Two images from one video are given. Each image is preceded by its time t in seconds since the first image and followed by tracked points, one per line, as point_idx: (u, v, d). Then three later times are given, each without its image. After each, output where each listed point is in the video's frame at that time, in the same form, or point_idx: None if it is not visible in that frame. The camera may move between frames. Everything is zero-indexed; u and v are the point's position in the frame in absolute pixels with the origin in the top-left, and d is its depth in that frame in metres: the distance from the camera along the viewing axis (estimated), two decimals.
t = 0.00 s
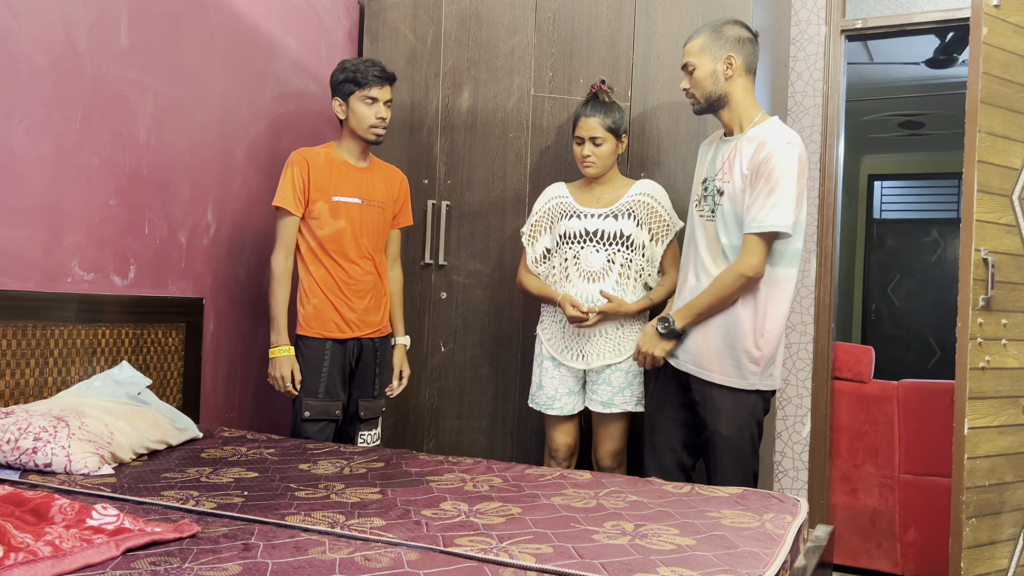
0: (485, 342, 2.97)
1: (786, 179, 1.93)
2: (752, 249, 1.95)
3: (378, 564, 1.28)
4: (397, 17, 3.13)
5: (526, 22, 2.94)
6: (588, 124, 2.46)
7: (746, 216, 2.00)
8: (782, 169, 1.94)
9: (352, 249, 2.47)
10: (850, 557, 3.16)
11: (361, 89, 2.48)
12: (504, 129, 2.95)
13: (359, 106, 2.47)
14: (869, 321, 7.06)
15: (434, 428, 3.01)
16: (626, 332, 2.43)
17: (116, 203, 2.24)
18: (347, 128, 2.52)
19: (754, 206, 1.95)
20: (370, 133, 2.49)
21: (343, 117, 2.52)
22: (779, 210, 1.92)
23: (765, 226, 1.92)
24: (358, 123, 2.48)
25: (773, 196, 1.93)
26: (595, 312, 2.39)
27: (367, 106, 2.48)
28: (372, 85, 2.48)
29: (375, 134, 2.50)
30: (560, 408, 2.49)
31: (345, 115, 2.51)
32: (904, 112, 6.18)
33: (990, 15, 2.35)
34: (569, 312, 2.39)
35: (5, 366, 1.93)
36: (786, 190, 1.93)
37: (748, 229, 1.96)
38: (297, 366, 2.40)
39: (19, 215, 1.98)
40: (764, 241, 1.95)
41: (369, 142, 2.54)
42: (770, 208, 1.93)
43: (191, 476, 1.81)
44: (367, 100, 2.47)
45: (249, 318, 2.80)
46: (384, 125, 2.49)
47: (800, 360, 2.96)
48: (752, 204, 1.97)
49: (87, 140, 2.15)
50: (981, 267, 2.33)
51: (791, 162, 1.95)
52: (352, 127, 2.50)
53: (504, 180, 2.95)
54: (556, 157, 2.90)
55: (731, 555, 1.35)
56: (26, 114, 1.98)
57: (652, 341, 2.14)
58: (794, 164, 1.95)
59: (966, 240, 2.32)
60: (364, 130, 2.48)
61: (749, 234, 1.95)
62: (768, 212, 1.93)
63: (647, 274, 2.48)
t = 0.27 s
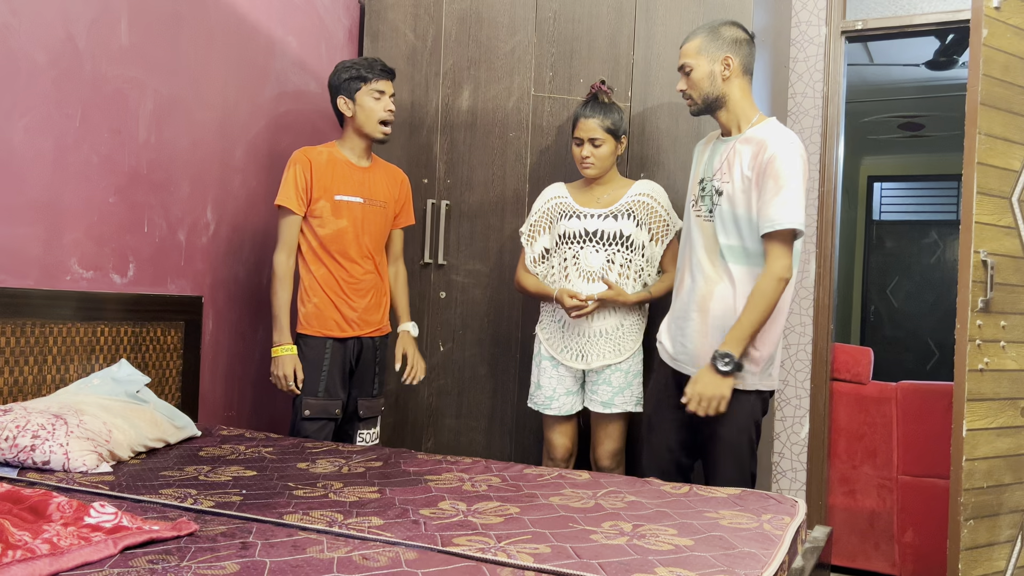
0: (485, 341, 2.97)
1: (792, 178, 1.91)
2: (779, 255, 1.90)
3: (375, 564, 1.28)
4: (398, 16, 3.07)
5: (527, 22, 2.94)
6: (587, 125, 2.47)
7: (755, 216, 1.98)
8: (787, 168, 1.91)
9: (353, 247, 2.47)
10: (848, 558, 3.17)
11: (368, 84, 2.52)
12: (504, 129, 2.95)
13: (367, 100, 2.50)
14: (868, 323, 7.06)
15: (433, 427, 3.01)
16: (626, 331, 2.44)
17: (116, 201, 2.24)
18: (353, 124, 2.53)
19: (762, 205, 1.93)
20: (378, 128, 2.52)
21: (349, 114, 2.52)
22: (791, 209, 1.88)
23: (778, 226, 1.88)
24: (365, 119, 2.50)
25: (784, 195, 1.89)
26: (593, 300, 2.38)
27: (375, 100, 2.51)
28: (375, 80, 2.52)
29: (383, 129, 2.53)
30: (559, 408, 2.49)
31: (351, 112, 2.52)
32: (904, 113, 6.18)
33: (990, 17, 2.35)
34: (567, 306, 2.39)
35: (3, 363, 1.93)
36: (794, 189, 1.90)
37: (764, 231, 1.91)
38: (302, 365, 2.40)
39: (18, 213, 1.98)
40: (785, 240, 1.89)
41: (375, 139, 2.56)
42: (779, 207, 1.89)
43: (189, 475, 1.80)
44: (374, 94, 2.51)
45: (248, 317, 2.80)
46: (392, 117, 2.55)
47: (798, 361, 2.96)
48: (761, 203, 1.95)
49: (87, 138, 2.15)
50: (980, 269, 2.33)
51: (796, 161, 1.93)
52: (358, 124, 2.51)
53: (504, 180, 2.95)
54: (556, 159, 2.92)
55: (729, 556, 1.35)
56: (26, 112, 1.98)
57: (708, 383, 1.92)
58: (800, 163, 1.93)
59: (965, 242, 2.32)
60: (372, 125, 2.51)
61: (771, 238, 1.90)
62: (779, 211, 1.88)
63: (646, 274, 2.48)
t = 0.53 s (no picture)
0: (483, 341, 2.97)
1: (794, 179, 1.90)
2: (801, 255, 1.88)
3: (373, 563, 1.28)
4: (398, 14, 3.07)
5: (527, 22, 2.93)
6: (587, 126, 2.47)
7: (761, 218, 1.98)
8: (790, 170, 1.91)
9: (352, 246, 2.47)
10: (845, 560, 3.16)
11: (381, 87, 2.53)
12: (504, 129, 2.95)
13: (379, 102, 2.51)
14: (866, 325, 7.06)
15: (431, 427, 3.01)
16: (626, 332, 2.44)
17: (115, 198, 2.24)
18: (360, 123, 2.53)
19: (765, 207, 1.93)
20: (388, 129, 2.53)
21: (359, 113, 2.51)
22: (796, 210, 1.88)
23: (786, 225, 1.87)
24: (377, 119, 2.51)
25: (787, 196, 1.89)
26: (593, 293, 2.37)
27: (387, 103, 2.52)
28: (389, 83, 2.53)
29: (393, 130, 2.54)
30: (558, 408, 2.49)
31: (362, 112, 2.51)
32: (903, 116, 6.19)
33: (990, 20, 2.35)
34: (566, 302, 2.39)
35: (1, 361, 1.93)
36: (797, 190, 1.89)
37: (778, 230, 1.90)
38: (303, 363, 2.39)
39: (18, 210, 1.98)
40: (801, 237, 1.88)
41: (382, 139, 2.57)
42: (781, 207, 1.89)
43: (187, 473, 1.80)
44: (386, 97, 2.52)
45: (247, 315, 2.79)
46: (402, 122, 2.56)
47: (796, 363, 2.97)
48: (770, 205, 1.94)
49: (86, 136, 2.15)
50: (979, 272, 2.33)
51: (799, 162, 1.92)
52: (369, 123, 2.52)
53: (503, 180, 2.95)
54: (555, 158, 2.92)
55: (727, 557, 1.35)
56: (26, 109, 1.98)
57: (788, 402, 1.88)
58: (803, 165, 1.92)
59: (964, 245, 2.32)
60: (383, 125, 2.52)
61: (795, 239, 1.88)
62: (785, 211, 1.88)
63: (646, 274, 2.48)
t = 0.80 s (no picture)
0: (481, 341, 2.97)
1: (797, 181, 1.91)
2: (811, 258, 1.91)
3: (369, 562, 1.28)
4: (399, 14, 3.06)
5: (527, 21, 2.94)
6: (586, 126, 2.47)
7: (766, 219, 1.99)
8: (793, 172, 1.91)
9: (351, 245, 2.47)
10: (841, 562, 3.17)
11: (381, 83, 2.53)
12: (503, 129, 2.96)
13: (379, 98, 2.51)
14: (864, 327, 7.07)
15: (429, 426, 3.01)
16: (624, 332, 2.44)
17: (113, 195, 2.24)
18: (359, 118, 2.52)
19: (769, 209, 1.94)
20: (386, 125, 2.53)
21: (358, 109, 2.51)
22: (799, 213, 1.89)
23: (790, 231, 1.89)
24: (375, 115, 2.50)
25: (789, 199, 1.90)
26: (592, 289, 2.38)
27: (386, 100, 2.52)
28: (390, 80, 2.54)
29: (391, 127, 2.54)
30: (555, 408, 2.49)
31: (361, 106, 2.51)
32: (903, 118, 6.19)
33: (990, 24, 2.35)
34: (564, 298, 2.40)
35: None
36: (800, 192, 1.90)
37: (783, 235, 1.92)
38: (298, 362, 2.40)
39: (16, 206, 1.98)
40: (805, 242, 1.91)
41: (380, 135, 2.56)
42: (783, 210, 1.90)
43: (184, 471, 1.80)
44: (386, 94, 2.52)
45: (245, 313, 2.79)
46: (400, 119, 2.55)
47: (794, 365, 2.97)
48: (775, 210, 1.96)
49: (85, 132, 2.15)
50: (976, 275, 2.33)
51: (802, 165, 1.93)
52: (367, 119, 2.51)
53: (502, 179, 2.96)
54: (555, 157, 2.92)
55: (723, 559, 1.35)
56: (24, 105, 1.98)
57: (786, 400, 1.90)
58: (806, 167, 1.93)
59: (962, 248, 2.33)
60: (381, 121, 2.51)
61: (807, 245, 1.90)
62: (789, 215, 1.89)
63: (644, 275, 2.48)
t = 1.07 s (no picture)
0: (478, 340, 2.97)
1: (799, 184, 1.91)
2: (811, 261, 1.91)
3: (365, 560, 1.28)
4: (398, 12, 3.07)
5: (528, 21, 2.94)
6: (585, 126, 2.47)
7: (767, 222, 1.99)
8: (795, 175, 1.92)
9: (350, 243, 2.47)
10: (836, 563, 3.17)
11: (384, 81, 2.53)
12: (502, 128, 2.96)
13: (380, 95, 2.51)
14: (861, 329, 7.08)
15: (425, 425, 3.00)
16: (620, 332, 2.44)
17: (111, 191, 2.23)
18: (359, 114, 2.52)
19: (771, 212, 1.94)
20: (385, 122, 2.52)
21: (359, 104, 2.51)
22: (801, 216, 1.90)
23: (792, 234, 1.89)
24: (374, 112, 2.50)
25: (793, 201, 1.90)
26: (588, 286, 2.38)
27: (387, 98, 2.52)
28: (393, 79, 2.54)
29: (389, 124, 2.53)
30: (551, 407, 2.49)
31: (361, 102, 2.51)
32: (902, 121, 6.20)
33: (989, 27, 2.36)
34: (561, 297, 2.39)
35: None
36: (803, 195, 1.91)
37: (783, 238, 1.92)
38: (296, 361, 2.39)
39: (14, 202, 1.97)
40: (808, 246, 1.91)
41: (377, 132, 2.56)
42: (786, 213, 1.91)
43: (180, 468, 1.80)
44: (388, 92, 2.52)
45: (242, 311, 2.79)
46: (399, 118, 2.55)
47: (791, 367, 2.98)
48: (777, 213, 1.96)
49: (84, 128, 2.14)
50: (974, 278, 2.34)
51: (805, 168, 1.93)
52: (366, 115, 2.51)
53: (501, 179, 2.96)
54: (554, 157, 2.92)
55: (718, 560, 1.35)
56: (23, 101, 1.97)
57: (758, 394, 1.91)
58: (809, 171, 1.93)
59: (959, 251, 2.33)
60: (380, 118, 2.51)
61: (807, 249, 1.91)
62: (792, 218, 1.89)
63: (641, 275, 2.48)
